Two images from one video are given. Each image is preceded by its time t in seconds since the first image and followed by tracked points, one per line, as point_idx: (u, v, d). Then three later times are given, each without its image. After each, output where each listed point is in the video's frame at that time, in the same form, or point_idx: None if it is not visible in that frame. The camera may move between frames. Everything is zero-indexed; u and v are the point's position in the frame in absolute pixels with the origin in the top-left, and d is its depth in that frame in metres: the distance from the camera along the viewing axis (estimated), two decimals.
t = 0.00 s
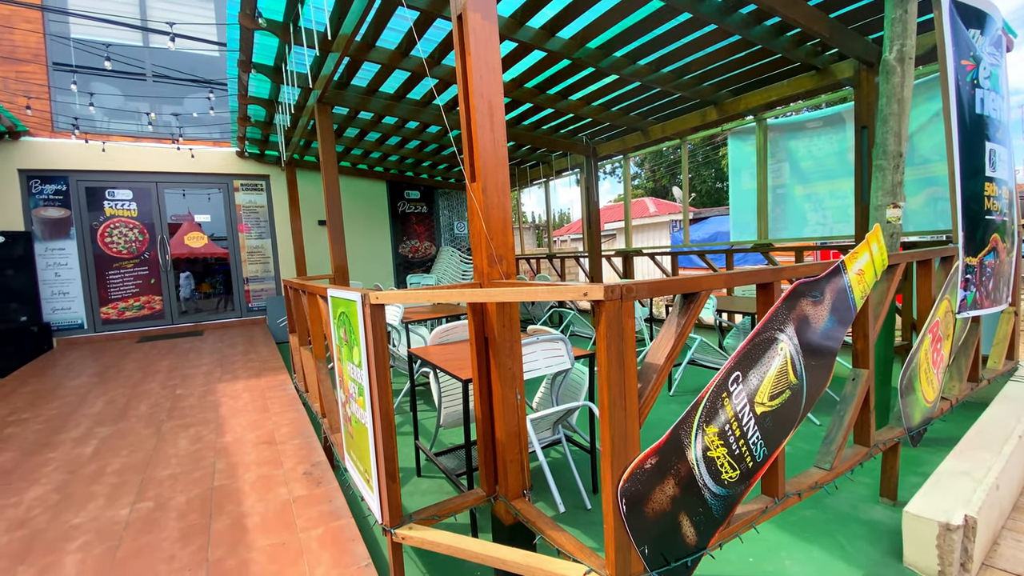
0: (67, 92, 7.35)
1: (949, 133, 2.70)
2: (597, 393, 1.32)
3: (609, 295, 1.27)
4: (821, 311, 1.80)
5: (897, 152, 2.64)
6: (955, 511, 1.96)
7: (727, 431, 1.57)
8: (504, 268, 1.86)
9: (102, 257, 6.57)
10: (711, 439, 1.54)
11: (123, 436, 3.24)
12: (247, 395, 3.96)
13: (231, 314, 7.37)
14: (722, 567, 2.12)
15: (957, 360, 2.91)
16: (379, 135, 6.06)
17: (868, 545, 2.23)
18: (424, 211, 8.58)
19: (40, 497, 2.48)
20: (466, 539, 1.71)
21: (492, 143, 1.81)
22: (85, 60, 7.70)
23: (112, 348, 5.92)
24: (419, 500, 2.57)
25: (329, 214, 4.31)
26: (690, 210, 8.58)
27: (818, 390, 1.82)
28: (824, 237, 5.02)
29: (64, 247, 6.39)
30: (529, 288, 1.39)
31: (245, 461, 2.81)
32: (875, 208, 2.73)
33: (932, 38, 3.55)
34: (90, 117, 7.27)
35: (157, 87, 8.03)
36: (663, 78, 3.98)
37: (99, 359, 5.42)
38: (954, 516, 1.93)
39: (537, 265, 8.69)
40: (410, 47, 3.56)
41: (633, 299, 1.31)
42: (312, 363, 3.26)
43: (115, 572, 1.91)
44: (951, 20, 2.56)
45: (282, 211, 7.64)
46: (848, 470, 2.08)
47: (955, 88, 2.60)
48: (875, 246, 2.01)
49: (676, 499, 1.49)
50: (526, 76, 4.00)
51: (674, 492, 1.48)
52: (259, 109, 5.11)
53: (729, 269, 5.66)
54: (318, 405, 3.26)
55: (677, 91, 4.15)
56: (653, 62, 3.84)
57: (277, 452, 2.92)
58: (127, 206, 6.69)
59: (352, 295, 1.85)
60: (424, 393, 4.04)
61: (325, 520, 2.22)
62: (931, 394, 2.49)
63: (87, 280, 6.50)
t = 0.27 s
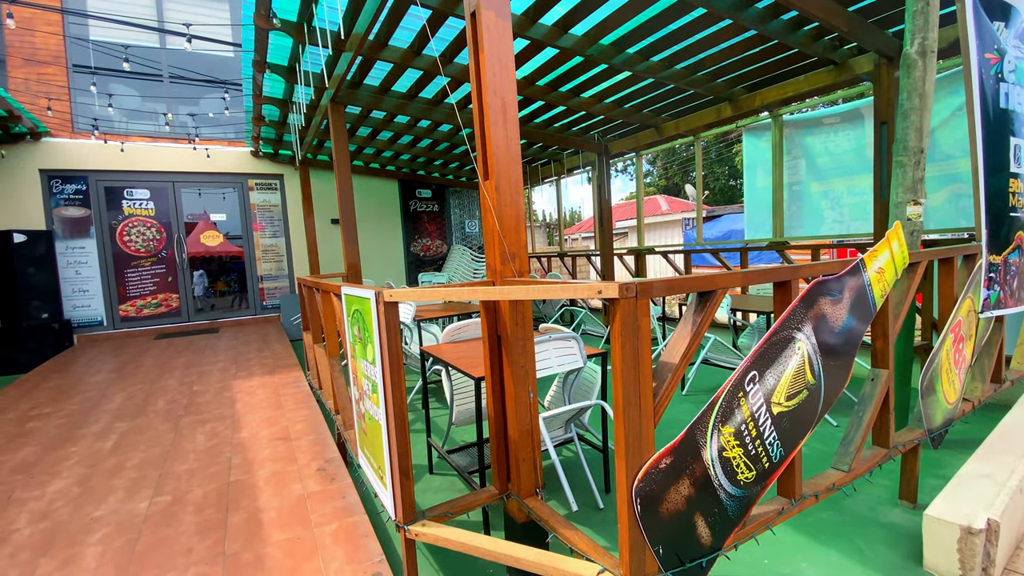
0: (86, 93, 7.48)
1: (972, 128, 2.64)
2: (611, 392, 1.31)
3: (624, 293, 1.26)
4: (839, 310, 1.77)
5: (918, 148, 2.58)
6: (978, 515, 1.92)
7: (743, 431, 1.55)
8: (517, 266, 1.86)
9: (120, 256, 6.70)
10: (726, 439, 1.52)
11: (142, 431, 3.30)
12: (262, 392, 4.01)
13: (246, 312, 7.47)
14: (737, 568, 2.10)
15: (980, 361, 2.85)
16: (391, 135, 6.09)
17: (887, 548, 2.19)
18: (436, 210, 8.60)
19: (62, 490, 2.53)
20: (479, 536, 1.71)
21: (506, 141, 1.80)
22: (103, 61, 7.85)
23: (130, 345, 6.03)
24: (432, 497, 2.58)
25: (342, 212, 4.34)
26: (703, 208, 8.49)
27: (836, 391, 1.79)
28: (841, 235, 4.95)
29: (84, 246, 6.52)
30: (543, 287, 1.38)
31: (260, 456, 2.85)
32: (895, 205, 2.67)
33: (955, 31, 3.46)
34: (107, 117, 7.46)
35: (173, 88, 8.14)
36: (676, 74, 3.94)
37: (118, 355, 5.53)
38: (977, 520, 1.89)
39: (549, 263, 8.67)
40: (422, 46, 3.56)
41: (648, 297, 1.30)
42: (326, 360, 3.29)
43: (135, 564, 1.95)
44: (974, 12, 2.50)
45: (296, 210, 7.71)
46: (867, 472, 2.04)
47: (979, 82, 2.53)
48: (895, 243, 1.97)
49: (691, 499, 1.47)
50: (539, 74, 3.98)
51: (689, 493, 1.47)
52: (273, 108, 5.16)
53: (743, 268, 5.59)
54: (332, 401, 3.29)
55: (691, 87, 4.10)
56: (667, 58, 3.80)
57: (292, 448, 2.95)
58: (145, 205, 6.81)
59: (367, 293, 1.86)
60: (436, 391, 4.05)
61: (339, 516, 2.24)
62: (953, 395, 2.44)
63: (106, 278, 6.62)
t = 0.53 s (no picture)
0: (108, 94, 7.64)
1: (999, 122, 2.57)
2: (628, 391, 1.30)
3: (641, 291, 1.25)
4: (861, 309, 1.74)
5: (943, 142, 2.52)
6: (1005, 519, 1.86)
7: (762, 431, 1.53)
8: (532, 264, 1.85)
9: (141, 254, 6.83)
10: (745, 439, 1.50)
11: (162, 425, 3.37)
12: (279, 387, 4.07)
13: (262, 309, 7.58)
14: (755, 570, 2.07)
15: (1007, 361, 2.77)
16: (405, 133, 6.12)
17: (909, 551, 2.15)
18: (449, 208, 8.63)
19: (86, 482, 2.59)
20: (494, 533, 1.71)
21: (522, 138, 1.80)
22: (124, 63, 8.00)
23: (151, 341, 6.16)
24: (446, 493, 2.59)
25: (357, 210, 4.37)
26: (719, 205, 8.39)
27: (858, 391, 1.76)
28: (862, 232, 4.86)
29: (106, 244, 6.66)
30: (559, 284, 1.37)
31: (277, 451, 2.89)
32: (919, 201, 2.61)
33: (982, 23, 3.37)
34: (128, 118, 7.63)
35: (191, 88, 8.28)
36: (693, 70, 3.89)
37: (139, 351, 5.65)
38: (1003, 525, 1.84)
39: (562, 261, 8.64)
40: (437, 44, 3.57)
41: (666, 295, 1.28)
42: (342, 357, 3.32)
43: (157, 555, 1.99)
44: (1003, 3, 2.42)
45: (311, 208, 7.79)
46: (889, 474, 2.00)
47: (1008, 74, 2.45)
48: (920, 240, 1.92)
49: (709, 499, 1.46)
50: (553, 70, 3.96)
51: (706, 492, 1.45)
52: (289, 108, 5.21)
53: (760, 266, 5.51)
54: (347, 397, 3.32)
55: (708, 82, 4.05)
56: (683, 53, 3.75)
57: (308, 443, 2.99)
58: (165, 204, 6.93)
59: (382, 290, 1.87)
60: (449, 388, 4.07)
61: (355, 511, 2.26)
62: (978, 396, 2.38)
63: (128, 276, 6.76)
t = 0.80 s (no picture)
0: (131, 95, 7.80)
1: None
2: (648, 389, 1.29)
3: (662, 287, 1.23)
4: (888, 307, 1.69)
5: (974, 136, 2.44)
6: None
7: (785, 431, 1.50)
8: (549, 261, 1.84)
9: (164, 251, 6.98)
10: (767, 439, 1.48)
11: (184, 419, 3.44)
12: (297, 383, 4.13)
13: (281, 306, 7.69)
14: (776, 571, 2.04)
15: None
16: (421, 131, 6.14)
17: (936, 555, 2.09)
18: (464, 205, 8.64)
19: (112, 474, 2.66)
20: (511, 530, 1.71)
21: (539, 135, 1.79)
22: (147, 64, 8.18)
23: (173, 337, 6.29)
24: (462, 490, 2.60)
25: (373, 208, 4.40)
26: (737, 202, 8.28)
27: (883, 391, 1.71)
28: (887, 229, 4.74)
29: (130, 242, 6.82)
30: (578, 280, 1.36)
31: (296, 445, 2.93)
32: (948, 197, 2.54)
33: (1015, 13, 3.26)
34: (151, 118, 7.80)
35: (212, 88, 8.41)
36: (712, 64, 3.84)
37: (162, 346, 5.77)
38: None
39: (577, 259, 8.60)
40: (453, 41, 3.57)
41: (687, 291, 1.27)
42: (359, 352, 3.35)
43: (180, 547, 2.03)
44: None
45: (328, 206, 7.87)
46: (915, 476, 1.95)
47: None
48: (950, 237, 1.86)
49: (730, 500, 1.44)
50: (569, 67, 3.93)
51: (728, 493, 1.43)
52: (307, 107, 5.27)
53: (780, 263, 5.42)
54: (364, 393, 3.35)
55: (728, 77, 3.99)
56: (702, 48, 3.70)
57: (326, 438, 3.03)
58: (186, 202, 7.07)
59: (401, 287, 1.88)
60: (465, 385, 4.08)
61: (373, 506, 2.28)
62: (1010, 398, 2.30)
63: (151, 272, 6.91)
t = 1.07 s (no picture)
0: (156, 95, 7.97)
1: None
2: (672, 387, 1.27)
3: (687, 284, 1.21)
4: (920, 305, 1.65)
5: (1009, 129, 2.36)
6: None
7: (812, 431, 1.47)
8: (570, 258, 1.82)
9: (188, 248, 7.13)
10: (793, 439, 1.45)
11: (208, 413, 3.51)
12: (317, 378, 4.18)
13: (301, 303, 7.80)
14: (800, 573, 2.01)
15: None
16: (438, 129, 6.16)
17: (967, 561, 2.03)
18: (480, 203, 8.66)
19: (139, 465, 2.74)
20: (531, 526, 1.71)
21: (560, 130, 1.77)
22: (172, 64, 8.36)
23: (197, 332, 6.44)
24: (481, 486, 2.61)
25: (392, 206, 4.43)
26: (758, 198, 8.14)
27: (914, 392, 1.67)
28: (916, 226, 4.62)
29: (155, 239, 6.99)
30: (601, 277, 1.35)
31: (317, 440, 2.97)
32: (981, 192, 2.45)
33: None
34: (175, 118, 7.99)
35: (233, 88, 8.55)
36: (734, 58, 3.78)
37: (186, 342, 5.91)
38: None
39: (593, 256, 8.56)
40: (471, 39, 3.57)
41: (713, 288, 1.25)
42: (378, 349, 3.38)
43: (205, 537, 2.08)
44: None
45: (347, 204, 7.95)
46: (946, 480, 1.90)
47: None
48: (985, 233, 1.80)
49: (755, 500, 1.41)
50: (588, 62, 3.90)
51: (752, 493, 1.41)
52: (326, 106, 5.32)
53: (803, 261, 5.32)
54: (384, 388, 3.39)
55: (750, 71, 3.93)
56: (724, 41, 3.64)
57: (346, 432, 3.06)
58: (209, 200, 7.21)
59: (421, 283, 1.89)
60: (483, 382, 4.09)
61: (392, 500, 2.30)
62: None
63: (175, 269, 7.07)
